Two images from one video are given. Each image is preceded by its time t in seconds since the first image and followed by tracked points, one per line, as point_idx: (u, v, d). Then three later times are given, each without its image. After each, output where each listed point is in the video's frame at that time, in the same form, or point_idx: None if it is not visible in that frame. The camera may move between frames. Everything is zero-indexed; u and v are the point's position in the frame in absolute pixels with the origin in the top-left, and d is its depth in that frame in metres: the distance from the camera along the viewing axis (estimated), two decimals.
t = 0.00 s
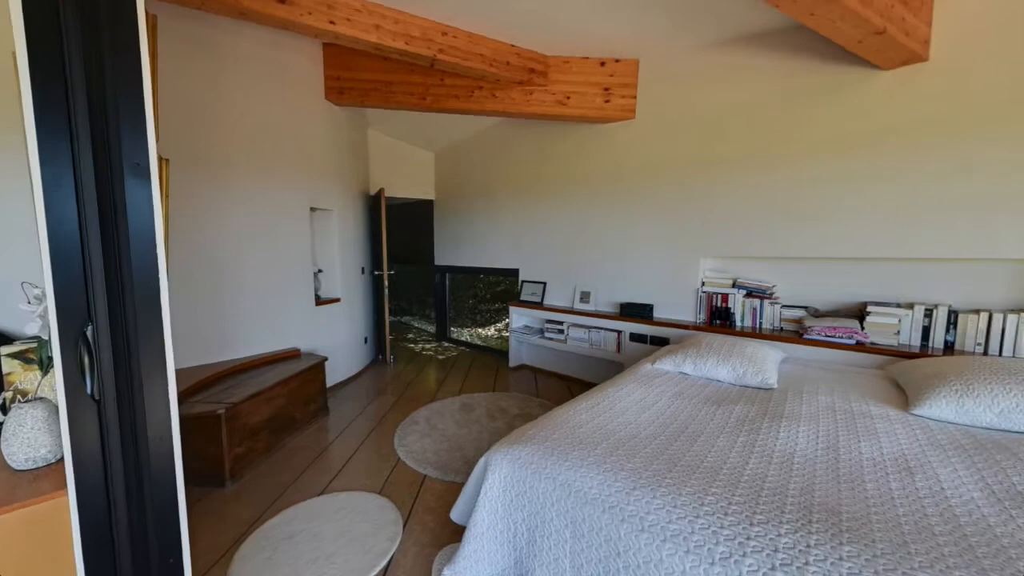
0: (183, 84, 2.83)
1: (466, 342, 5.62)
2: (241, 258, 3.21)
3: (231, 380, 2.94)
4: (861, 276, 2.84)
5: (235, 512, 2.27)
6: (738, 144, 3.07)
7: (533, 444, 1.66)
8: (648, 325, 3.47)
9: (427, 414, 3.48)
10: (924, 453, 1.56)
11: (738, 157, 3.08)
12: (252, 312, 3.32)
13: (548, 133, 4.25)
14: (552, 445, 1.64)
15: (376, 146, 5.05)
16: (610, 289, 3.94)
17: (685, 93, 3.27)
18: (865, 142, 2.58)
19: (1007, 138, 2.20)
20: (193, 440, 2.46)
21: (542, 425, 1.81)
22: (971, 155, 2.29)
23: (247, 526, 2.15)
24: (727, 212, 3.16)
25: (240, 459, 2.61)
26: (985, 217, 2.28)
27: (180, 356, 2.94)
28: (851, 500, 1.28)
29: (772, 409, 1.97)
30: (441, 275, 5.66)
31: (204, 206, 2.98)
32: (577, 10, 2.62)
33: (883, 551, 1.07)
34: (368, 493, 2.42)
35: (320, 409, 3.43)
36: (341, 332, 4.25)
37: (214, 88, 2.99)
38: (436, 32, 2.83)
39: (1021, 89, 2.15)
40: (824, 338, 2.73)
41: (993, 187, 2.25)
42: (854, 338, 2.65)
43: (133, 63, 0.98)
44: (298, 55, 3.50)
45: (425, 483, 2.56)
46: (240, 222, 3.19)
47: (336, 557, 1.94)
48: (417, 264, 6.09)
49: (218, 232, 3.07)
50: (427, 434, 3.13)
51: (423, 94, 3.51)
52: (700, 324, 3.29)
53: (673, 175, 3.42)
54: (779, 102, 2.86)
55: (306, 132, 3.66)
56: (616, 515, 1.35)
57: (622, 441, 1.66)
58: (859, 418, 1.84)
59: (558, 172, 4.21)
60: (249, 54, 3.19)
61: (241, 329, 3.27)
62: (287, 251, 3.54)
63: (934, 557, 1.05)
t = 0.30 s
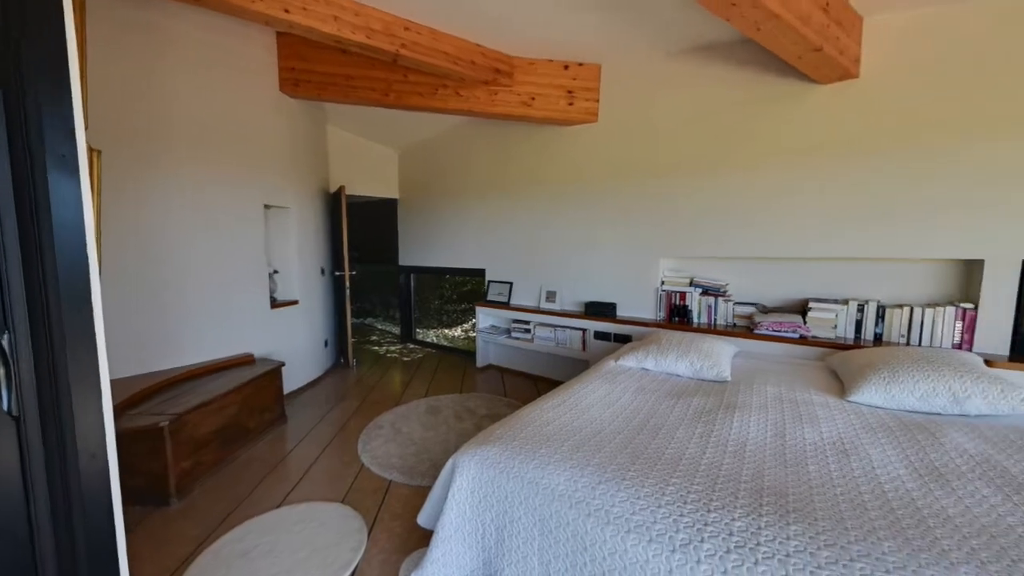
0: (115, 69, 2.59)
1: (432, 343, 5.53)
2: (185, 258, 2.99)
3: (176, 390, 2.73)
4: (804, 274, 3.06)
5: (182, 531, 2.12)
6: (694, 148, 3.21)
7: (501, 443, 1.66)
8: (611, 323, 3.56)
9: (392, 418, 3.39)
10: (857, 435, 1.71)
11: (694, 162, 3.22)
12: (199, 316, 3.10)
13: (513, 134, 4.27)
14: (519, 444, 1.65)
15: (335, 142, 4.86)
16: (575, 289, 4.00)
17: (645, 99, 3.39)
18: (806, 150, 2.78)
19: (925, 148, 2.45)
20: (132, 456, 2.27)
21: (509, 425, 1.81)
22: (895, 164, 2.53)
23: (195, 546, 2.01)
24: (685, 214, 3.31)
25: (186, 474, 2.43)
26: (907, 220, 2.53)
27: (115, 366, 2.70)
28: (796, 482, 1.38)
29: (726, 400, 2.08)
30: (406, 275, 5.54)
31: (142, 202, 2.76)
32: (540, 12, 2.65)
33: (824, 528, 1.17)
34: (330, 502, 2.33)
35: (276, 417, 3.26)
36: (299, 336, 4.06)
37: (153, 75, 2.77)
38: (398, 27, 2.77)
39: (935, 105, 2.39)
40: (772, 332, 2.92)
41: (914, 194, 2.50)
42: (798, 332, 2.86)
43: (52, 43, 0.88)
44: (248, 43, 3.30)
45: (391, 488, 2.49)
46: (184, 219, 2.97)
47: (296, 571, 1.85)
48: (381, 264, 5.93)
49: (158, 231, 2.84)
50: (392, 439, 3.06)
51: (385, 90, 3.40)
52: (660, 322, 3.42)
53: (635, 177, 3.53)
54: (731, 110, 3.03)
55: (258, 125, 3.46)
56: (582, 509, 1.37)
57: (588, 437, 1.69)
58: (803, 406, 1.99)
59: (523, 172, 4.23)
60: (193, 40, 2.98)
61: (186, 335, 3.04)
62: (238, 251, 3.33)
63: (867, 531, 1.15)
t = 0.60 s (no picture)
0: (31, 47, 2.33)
1: (396, 345, 5.40)
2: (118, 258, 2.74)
3: (110, 403, 2.50)
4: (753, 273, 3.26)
5: (119, 556, 1.94)
6: (653, 152, 3.34)
7: (468, 444, 1.65)
8: (575, 322, 3.63)
9: (353, 424, 3.28)
10: (799, 422, 1.85)
11: (652, 165, 3.35)
12: (135, 321, 2.86)
13: (477, 133, 4.24)
14: (486, 445, 1.64)
15: (290, 136, 4.63)
16: (541, 288, 4.04)
17: (606, 103, 3.49)
18: (754, 156, 2.97)
19: (855, 157, 2.68)
20: (57, 476, 2.05)
21: (476, 426, 1.80)
22: (831, 171, 2.75)
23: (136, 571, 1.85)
24: (645, 215, 3.42)
25: (122, 494, 2.22)
26: (842, 223, 2.75)
27: (35, 378, 2.44)
28: (746, 469, 1.47)
29: (683, 394, 2.18)
30: (367, 276, 5.38)
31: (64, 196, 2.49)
32: (504, 11, 2.65)
33: (772, 510, 1.25)
34: (287, 515, 2.22)
35: (227, 427, 3.06)
36: (252, 341, 3.84)
37: (77, 56, 2.51)
38: (357, 20, 2.67)
39: (863, 118, 2.63)
40: (724, 328, 3.10)
41: (847, 198, 2.72)
42: (747, 327, 3.05)
43: None
44: (191, 27, 3.08)
45: (353, 496, 2.41)
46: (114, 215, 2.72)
47: None
48: (341, 265, 5.72)
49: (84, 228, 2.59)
50: (354, 445, 2.96)
51: (344, 83, 3.25)
52: (622, 320, 3.53)
53: (597, 179, 3.61)
54: (686, 116, 3.17)
55: (204, 116, 3.24)
56: (549, 506, 1.39)
57: (554, 435, 1.72)
58: (752, 397, 2.12)
59: (488, 172, 4.22)
60: (126, 19, 2.73)
61: (120, 342, 2.79)
62: (181, 250, 3.09)
63: (808, 510, 1.25)
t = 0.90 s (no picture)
0: None
1: (361, 348, 5.24)
2: (44, 258, 2.49)
3: (37, 418, 2.27)
4: (710, 272, 3.42)
5: None
6: (617, 155, 3.43)
7: (437, 447, 1.63)
8: (544, 322, 3.67)
9: (316, 431, 3.15)
10: (753, 413, 1.96)
11: (617, 167, 3.44)
12: (65, 328, 2.61)
13: (444, 131, 4.19)
14: (455, 447, 1.63)
15: (244, 130, 4.39)
16: (509, 288, 4.04)
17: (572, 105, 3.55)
18: (711, 161, 3.11)
19: (800, 164, 2.87)
20: None
21: (445, 428, 1.78)
22: (779, 177, 2.94)
23: None
24: (609, 216, 3.51)
25: (53, 517, 2.03)
26: (790, 225, 2.94)
27: None
28: (706, 459, 1.55)
29: (647, 389, 2.26)
30: (330, 276, 5.19)
31: None
32: (470, 10, 2.63)
33: (729, 497, 1.32)
34: (244, 529, 2.10)
35: (176, 439, 2.85)
36: (203, 346, 3.60)
37: None
38: (318, 10, 2.55)
39: (807, 127, 2.82)
40: (685, 325, 3.24)
41: (794, 202, 2.91)
42: (706, 324, 3.20)
43: None
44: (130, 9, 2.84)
45: (316, 506, 2.32)
46: (39, 211, 2.47)
47: None
48: (302, 265, 5.48)
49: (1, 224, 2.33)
50: (317, 452, 2.84)
51: (304, 75, 3.11)
52: (589, 318, 3.61)
53: (564, 180, 3.66)
54: (648, 121, 3.28)
55: (145, 105, 3.01)
56: (519, 505, 1.40)
57: (523, 434, 1.73)
58: (711, 390, 2.23)
59: (456, 172, 4.18)
60: None
61: (48, 350, 2.54)
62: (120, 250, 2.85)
63: (761, 495, 1.33)
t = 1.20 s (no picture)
0: None
1: (318, 352, 5.01)
2: None
3: None
4: (666, 271, 3.58)
5: None
6: (578, 157, 3.50)
7: (400, 451, 1.60)
8: (508, 321, 3.68)
9: (268, 441, 2.98)
10: (706, 404, 2.07)
11: (578, 169, 3.51)
12: None
13: (404, 128, 4.10)
14: (419, 450, 1.60)
15: (185, 120, 4.06)
16: (473, 288, 4.01)
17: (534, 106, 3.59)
18: (667, 165, 3.25)
19: (746, 169, 3.07)
20: None
21: (408, 432, 1.75)
22: (728, 181, 3.12)
23: None
24: (571, 217, 3.58)
25: None
26: (737, 227, 3.14)
27: None
28: (663, 450, 1.62)
29: (609, 385, 2.33)
30: (283, 277, 4.93)
31: None
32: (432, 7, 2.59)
33: (685, 485, 1.39)
34: (188, 551, 1.95)
35: (106, 458, 2.60)
36: (138, 355, 3.30)
37: None
38: None
39: (752, 135, 3.02)
40: (643, 322, 3.36)
41: (740, 205, 3.11)
42: (663, 321, 3.34)
43: None
44: None
45: (270, 520, 2.19)
46: None
47: None
48: (251, 266, 5.16)
49: None
50: (270, 464, 2.68)
51: (252, 64, 2.90)
52: (552, 317, 3.66)
53: (527, 181, 3.69)
54: (607, 125, 3.38)
55: (65, 89, 2.72)
56: (485, 506, 1.39)
57: (488, 434, 1.73)
58: (667, 384, 2.33)
59: (417, 170, 4.09)
60: None
61: None
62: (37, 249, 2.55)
63: (714, 481, 1.41)
